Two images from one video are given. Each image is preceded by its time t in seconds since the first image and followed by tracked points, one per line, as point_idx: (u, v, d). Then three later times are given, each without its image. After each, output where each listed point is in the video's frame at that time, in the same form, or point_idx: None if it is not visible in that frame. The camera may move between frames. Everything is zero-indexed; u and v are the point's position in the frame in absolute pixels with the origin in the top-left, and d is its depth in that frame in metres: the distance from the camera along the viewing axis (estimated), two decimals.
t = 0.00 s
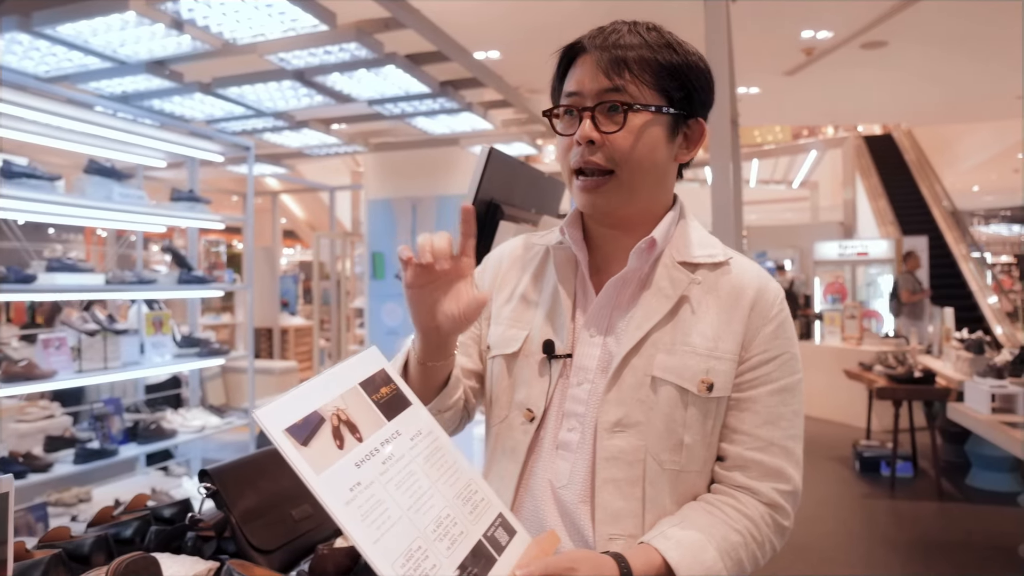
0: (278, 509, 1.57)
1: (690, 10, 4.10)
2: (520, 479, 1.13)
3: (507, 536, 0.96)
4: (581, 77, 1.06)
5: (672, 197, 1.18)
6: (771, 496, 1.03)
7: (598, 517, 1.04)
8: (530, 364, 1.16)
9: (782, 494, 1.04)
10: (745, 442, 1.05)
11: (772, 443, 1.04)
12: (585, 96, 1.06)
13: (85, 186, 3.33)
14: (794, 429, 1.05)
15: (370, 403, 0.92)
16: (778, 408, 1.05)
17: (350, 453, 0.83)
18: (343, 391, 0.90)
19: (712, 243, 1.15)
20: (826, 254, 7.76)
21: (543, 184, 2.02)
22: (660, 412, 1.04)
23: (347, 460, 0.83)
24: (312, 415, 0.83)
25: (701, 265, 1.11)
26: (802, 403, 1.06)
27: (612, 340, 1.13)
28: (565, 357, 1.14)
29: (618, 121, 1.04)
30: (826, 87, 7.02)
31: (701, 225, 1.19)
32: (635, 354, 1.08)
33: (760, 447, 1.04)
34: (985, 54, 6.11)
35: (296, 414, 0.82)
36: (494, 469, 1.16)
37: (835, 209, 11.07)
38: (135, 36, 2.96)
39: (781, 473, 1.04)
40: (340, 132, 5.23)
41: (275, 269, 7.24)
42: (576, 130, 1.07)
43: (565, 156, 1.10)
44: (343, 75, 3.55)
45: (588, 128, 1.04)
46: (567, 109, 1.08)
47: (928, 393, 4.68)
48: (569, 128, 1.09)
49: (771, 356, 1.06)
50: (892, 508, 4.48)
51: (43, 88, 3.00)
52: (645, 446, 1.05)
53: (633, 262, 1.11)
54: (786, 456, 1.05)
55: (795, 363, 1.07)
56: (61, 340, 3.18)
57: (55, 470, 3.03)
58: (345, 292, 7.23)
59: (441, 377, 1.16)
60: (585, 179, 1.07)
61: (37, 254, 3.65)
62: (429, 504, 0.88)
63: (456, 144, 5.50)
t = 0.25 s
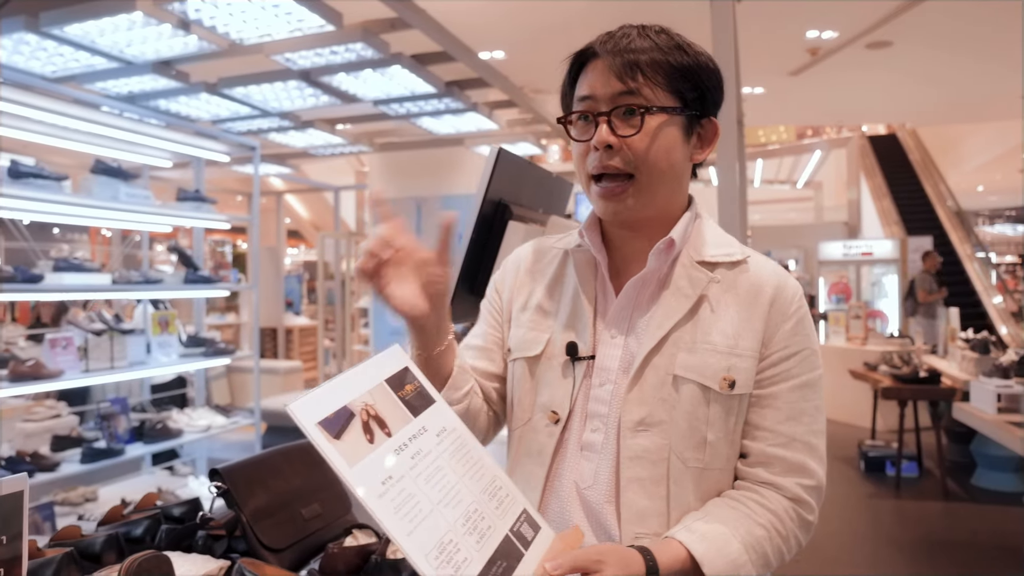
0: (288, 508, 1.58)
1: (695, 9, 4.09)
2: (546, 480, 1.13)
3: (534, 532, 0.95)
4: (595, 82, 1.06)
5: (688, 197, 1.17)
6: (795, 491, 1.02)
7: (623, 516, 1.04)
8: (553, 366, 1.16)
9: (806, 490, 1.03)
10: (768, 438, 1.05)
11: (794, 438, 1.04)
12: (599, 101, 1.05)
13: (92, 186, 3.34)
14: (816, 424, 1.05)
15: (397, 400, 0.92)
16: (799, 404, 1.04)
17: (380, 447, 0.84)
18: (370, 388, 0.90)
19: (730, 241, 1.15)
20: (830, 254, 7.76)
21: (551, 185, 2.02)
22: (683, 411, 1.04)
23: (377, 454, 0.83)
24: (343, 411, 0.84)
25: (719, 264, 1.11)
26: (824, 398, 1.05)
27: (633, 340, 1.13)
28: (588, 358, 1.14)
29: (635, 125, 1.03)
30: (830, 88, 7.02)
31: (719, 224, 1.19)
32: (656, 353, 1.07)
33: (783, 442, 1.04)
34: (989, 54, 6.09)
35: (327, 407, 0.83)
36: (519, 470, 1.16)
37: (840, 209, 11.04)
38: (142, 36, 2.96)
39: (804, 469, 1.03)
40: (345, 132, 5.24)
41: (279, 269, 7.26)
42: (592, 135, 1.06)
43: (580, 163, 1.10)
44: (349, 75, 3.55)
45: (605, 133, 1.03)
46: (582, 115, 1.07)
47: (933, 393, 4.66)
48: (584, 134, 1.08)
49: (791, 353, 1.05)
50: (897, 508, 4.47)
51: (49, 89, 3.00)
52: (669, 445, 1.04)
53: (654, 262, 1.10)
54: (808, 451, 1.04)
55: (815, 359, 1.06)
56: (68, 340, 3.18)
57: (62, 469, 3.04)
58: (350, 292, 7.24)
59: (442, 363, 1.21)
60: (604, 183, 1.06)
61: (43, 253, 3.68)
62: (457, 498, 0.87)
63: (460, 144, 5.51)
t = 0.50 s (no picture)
0: (291, 508, 1.57)
1: (696, 9, 4.09)
2: (557, 480, 1.13)
3: (546, 532, 0.95)
4: (601, 89, 1.04)
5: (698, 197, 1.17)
6: (807, 489, 1.02)
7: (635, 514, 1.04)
8: (562, 366, 1.17)
9: (818, 489, 1.03)
10: (780, 437, 1.04)
11: (806, 438, 1.03)
12: (608, 110, 1.04)
13: (93, 186, 3.33)
14: (828, 424, 1.04)
15: (410, 400, 0.92)
16: (810, 403, 1.04)
17: (396, 446, 0.84)
18: (383, 388, 0.90)
19: (741, 241, 1.15)
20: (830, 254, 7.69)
21: (553, 185, 2.02)
22: (694, 410, 1.04)
23: (394, 453, 0.83)
24: (359, 410, 0.84)
25: (730, 264, 1.11)
26: (834, 397, 1.05)
27: (643, 340, 1.13)
28: (598, 358, 1.14)
29: (645, 133, 1.03)
30: (830, 88, 7.02)
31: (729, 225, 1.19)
32: (666, 352, 1.08)
33: (795, 441, 1.03)
34: (989, 54, 6.09)
35: (344, 407, 0.83)
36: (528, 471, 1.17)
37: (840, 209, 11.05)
38: (143, 36, 2.96)
39: (816, 468, 1.03)
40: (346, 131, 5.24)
41: (279, 269, 7.26)
42: (601, 145, 1.05)
43: (589, 170, 1.09)
44: (350, 75, 3.55)
45: (616, 143, 1.02)
46: (591, 124, 1.06)
47: (934, 392, 4.66)
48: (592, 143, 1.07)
49: (802, 352, 1.05)
50: (898, 508, 4.47)
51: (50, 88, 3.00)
52: (680, 444, 1.04)
53: (665, 262, 1.11)
54: (820, 450, 1.03)
55: (825, 359, 1.06)
56: (69, 340, 3.18)
57: (63, 469, 3.04)
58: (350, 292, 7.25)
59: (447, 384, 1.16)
60: (615, 192, 1.06)
61: (43, 253, 3.69)
62: (472, 498, 0.87)
63: (461, 144, 5.52)
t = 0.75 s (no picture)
0: (293, 509, 1.57)
1: (697, 9, 4.09)
2: (554, 478, 1.13)
3: (532, 522, 0.94)
4: (597, 109, 1.03)
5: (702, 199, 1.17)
6: (801, 493, 1.02)
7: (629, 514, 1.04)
8: (564, 365, 1.17)
9: (813, 493, 1.03)
10: (775, 440, 1.04)
11: (801, 442, 1.03)
12: (607, 130, 1.03)
13: (93, 186, 3.33)
14: (825, 429, 1.04)
15: (395, 388, 0.93)
16: (808, 408, 1.04)
17: (385, 428, 0.84)
18: (366, 374, 0.91)
19: (745, 244, 1.14)
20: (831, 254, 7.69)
21: (554, 185, 2.02)
22: (692, 411, 1.04)
23: (384, 435, 0.83)
24: (347, 392, 0.85)
25: (733, 266, 1.11)
26: (834, 402, 1.04)
27: (644, 340, 1.13)
28: (599, 358, 1.14)
29: (644, 153, 1.01)
30: (831, 88, 7.02)
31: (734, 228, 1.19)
32: (667, 353, 1.08)
33: (790, 445, 1.03)
34: (989, 54, 6.09)
35: (332, 389, 0.83)
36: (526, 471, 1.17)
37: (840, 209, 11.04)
38: (144, 36, 2.96)
39: (811, 472, 1.02)
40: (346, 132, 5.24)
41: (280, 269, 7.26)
42: (601, 164, 1.05)
43: (593, 186, 1.09)
44: (351, 76, 3.55)
45: (616, 165, 1.02)
46: (590, 144, 1.05)
47: (934, 392, 4.66)
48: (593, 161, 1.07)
49: (802, 357, 1.05)
50: (898, 508, 4.47)
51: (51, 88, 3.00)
52: (678, 445, 1.04)
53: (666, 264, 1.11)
54: (816, 455, 1.03)
55: (827, 365, 1.05)
56: (69, 340, 3.18)
57: (63, 469, 3.04)
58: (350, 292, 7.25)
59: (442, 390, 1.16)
60: (617, 210, 1.07)
61: (44, 253, 3.68)
62: (461, 483, 0.87)
63: (462, 144, 5.51)
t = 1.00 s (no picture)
0: (293, 510, 1.57)
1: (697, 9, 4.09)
2: (548, 478, 1.12)
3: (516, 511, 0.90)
4: (595, 108, 1.03)
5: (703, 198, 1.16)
6: (792, 497, 1.00)
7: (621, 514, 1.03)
8: (562, 365, 1.17)
9: (803, 498, 1.01)
10: (767, 445, 1.03)
11: (794, 447, 1.01)
12: (603, 130, 1.03)
13: (93, 186, 3.32)
14: (820, 435, 1.02)
15: (368, 377, 0.96)
16: (803, 413, 1.02)
17: (365, 408, 0.85)
18: (339, 363, 0.94)
19: (746, 246, 1.13)
20: (831, 254, 7.72)
21: (555, 185, 2.01)
22: (687, 414, 1.03)
23: (361, 413, 0.84)
24: (326, 375, 0.87)
25: (733, 269, 1.10)
26: (831, 408, 1.03)
27: (641, 342, 1.12)
28: (597, 359, 1.14)
29: (641, 153, 1.01)
30: (831, 87, 7.01)
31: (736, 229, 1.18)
32: (663, 355, 1.07)
33: (782, 450, 1.02)
34: (990, 54, 6.10)
35: (312, 370, 0.86)
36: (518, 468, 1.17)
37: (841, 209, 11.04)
38: (144, 35, 2.95)
39: (803, 477, 1.01)
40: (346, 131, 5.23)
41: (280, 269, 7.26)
42: (598, 164, 1.04)
43: (591, 186, 1.09)
44: (351, 75, 3.55)
45: (613, 165, 1.01)
46: (587, 144, 1.05)
47: (935, 392, 4.65)
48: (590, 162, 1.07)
49: (799, 361, 1.03)
50: (899, 508, 4.46)
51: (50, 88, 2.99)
52: (671, 448, 1.04)
53: (665, 265, 1.11)
54: (809, 461, 1.02)
55: (827, 370, 1.04)
56: (69, 340, 3.18)
57: (63, 469, 3.03)
58: (350, 292, 7.25)
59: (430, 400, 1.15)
60: (616, 210, 1.07)
61: (44, 253, 3.68)
62: (439, 463, 0.85)
63: (462, 144, 5.51)
